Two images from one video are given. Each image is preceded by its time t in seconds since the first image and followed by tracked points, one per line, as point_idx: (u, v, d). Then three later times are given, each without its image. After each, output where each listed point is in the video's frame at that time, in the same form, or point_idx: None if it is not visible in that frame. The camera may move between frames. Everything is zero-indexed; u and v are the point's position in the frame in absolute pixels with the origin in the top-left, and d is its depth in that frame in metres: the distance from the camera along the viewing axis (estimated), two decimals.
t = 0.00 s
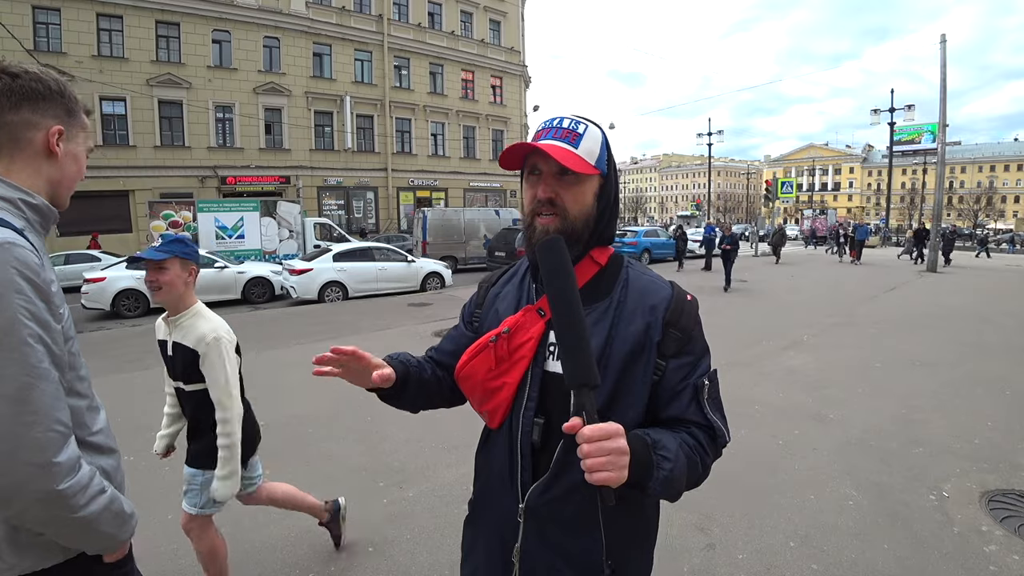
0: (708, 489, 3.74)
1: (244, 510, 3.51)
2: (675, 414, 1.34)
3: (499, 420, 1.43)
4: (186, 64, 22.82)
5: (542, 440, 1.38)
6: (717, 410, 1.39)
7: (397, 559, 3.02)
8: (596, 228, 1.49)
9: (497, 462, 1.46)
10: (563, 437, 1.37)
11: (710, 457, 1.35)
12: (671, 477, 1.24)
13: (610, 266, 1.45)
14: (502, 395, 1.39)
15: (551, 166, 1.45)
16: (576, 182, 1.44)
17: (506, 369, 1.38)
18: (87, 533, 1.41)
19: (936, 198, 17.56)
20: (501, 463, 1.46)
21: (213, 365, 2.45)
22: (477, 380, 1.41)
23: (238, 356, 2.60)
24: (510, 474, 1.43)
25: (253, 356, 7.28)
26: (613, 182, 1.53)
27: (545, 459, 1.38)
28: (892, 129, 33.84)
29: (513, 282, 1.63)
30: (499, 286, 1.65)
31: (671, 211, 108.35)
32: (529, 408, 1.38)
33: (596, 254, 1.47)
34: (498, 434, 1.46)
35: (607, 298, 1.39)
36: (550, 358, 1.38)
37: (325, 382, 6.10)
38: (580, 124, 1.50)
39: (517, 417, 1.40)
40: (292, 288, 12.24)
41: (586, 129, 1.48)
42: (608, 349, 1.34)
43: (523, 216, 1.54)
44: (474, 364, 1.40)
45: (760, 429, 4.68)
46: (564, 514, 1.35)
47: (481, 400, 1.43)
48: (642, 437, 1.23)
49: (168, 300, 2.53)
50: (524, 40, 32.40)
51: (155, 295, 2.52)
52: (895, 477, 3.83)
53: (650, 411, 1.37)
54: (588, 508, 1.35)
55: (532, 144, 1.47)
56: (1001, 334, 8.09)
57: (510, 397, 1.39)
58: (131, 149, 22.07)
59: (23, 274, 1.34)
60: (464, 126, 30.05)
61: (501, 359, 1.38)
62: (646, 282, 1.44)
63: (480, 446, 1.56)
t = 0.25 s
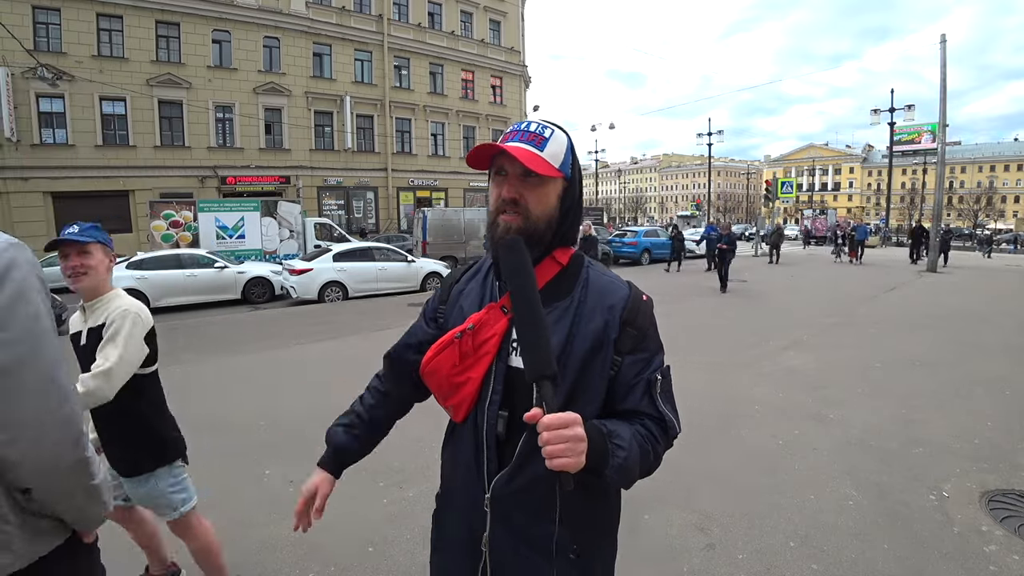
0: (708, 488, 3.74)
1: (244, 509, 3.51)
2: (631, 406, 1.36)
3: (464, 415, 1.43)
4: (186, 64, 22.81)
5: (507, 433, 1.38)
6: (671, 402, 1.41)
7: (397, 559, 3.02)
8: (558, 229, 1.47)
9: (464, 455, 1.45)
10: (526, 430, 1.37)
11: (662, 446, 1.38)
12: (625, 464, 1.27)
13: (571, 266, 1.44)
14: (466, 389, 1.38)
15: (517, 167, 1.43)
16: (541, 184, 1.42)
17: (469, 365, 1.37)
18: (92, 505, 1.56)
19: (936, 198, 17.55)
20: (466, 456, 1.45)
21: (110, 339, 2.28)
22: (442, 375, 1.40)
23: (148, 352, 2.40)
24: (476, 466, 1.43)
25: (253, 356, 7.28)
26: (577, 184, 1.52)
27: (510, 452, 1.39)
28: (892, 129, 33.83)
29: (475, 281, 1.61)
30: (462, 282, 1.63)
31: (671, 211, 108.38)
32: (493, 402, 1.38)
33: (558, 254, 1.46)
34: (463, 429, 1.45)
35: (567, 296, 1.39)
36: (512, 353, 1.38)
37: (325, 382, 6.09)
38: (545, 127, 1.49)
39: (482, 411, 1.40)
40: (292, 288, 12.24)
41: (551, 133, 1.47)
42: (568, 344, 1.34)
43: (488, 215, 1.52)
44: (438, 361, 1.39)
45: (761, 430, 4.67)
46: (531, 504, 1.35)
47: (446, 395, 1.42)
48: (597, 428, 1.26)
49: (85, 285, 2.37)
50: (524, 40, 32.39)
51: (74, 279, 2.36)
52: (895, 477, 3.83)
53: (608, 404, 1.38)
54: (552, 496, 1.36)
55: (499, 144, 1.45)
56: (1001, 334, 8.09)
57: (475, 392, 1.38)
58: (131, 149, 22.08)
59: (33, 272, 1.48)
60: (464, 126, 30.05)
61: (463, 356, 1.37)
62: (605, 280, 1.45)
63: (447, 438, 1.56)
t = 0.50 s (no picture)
0: (707, 488, 3.74)
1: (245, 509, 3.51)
2: (611, 396, 1.40)
3: (446, 421, 1.41)
4: (186, 64, 22.81)
5: (495, 432, 1.38)
6: (645, 390, 1.47)
7: (397, 559, 3.02)
8: (536, 232, 1.46)
9: (450, 460, 1.43)
10: (513, 427, 1.38)
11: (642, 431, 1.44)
12: (622, 451, 1.31)
13: (547, 263, 1.43)
14: (449, 394, 1.37)
15: (499, 169, 1.41)
16: (522, 188, 1.41)
17: (451, 369, 1.36)
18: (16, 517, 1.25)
19: (936, 198, 17.56)
20: (451, 460, 1.43)
21: (23, 367, 2.12)
22: (423, 381, 1.38)
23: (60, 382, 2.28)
24: (464, 468, 1.41)
25: (253, 356, 7.28)
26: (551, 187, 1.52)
27: (499, 452, 1.39)
28: (892, 129, 33.85)
29: (447, 283, 1.56)
30: (431, 284, 1.59)
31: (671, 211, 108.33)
32: (479, 403, 1.38)
33: (536, 253, 1.45)
34: (447, 434, 1.43)
35: (549, 294, 1.40)
36: (496, 353, 1.38)
37: (325, 382, 6.09)
38: (522, 129, 1.49)
39: (467, 413, 1.39)
40: (292, 288, 12.24)
41: (529, 135, 1.46)
42: (554, 341, 1.35)
43: (464, 216, 1.48)
44: (419, 367, 1.36)
45: (760, 430, 4.68)
46: (525, 501, 1.36)
47: (428, 400, 1.40)
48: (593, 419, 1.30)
49: None
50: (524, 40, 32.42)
51: None
52: (895, 477, 3.83)
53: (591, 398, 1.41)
54: (544, 489, 1.37)
55: (482, 145, 1.43)
56: (1000, 334, 8.10)
57: (459, 396, 1.38)
58: (131, 149, 22.07)
59: None
60: (464, 126, 30.08)
61: (444, 360, 1.35)
62: (581, 277, 1.46)
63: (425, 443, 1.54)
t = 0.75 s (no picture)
0: (707, 488, 3.74)
1: (245, 509, 3.51)
2: (610, 394, 1.40)
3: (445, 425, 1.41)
4: (186, 64, 22.82)
5: (495, 433, 1.38)
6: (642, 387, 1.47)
7: (397, 559, 3.02)
8: (532, 231, 1.46)
9: (451, 464, 1.42)
10: (513, 428, 1.39)
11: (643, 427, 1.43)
12: (624, 448, 1.31)
13: (541, 262, 1.42)
14: (448, 396, 1.36)
15: (497, 167, 1.41)
16: (520, 187, 1.41)
17: (449, 372, 1.36)
18: None
19: (936, 198, 17.56)
20: (452, 464, 1.42)
21: None
22: (421, 385, 1.37)
23: None
24: (465, 471, 1.41)
25: (253, 356, 7.28)
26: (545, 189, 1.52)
27: (500, 454, 1.38)
28: (891, 129, 33.86)
29: (441, 286, 1.54)
30: (424, 288, 1.58)
31: (671, 211, 108.28)
32: (479, 404, 1.38)
33: (532, 253, 1.43)
34: (446, 438, 1.43)
35: (546, 292, 1.39)
36: (494, 353, 1.39)
37: (325, 382, 6.09)
38: (517, 130, 1.49)
39: (466, 415, 1.40)
40: (292, 288, 12.25)
41: (525, 137, 1.47)
42: (552, 339, 1.34)
43: (459, 216, 1.45)
44: (417, 370, 1.36)
45: (761, 430, 4.67)
46: (527, 502, 1.35)
47: (426, 404, 1.39)
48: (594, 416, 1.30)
49: None
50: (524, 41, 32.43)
51: None
52: (895, 477, 3.83)
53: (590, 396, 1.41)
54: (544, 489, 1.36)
55: (478, 143, 1.42)
56: (1000, 334, 8.10)
57: (458, 399, 1.37)
58: (131, 149, 22.06)
59: None
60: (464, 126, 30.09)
61: (442, 362, 1.35)
62: (576, 275, 1.46)
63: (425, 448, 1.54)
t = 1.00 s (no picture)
0: (708, 488, 3.74)
1: (245, 509, 3.51)
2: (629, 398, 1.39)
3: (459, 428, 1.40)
4: (186, 64, 22.81)
5: (512, 438, 1.37)
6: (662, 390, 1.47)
7: (397, 559, 3.02)
8: (551, 231, 1.47)
9: (465, 468, 1.42)
10: (529, 433, 1.37)
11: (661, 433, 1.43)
12: (645, 455, 1.30)
13: (559, 262, 1.43)
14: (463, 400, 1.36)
15: (517, 164, 1.42)
16: (539, 186, 1.42)
17: (465, 374, 1.35)
18: None
19: (936, 198, 17.56)
20: (466, 468, 1.42)
21: None
22: (436, 388, 1.37)
23: None
24: (477, 476, 1.41)
25: (253, 356, 7.28)
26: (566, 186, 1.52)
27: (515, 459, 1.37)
28: (891, 129, 33.86)
29: (457, 284, 1.54)
30: (438, 287, 1.58)
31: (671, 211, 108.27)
32: (493, 408, 1.36)
33: (550, 253, 1.44)
34: (460, 441, 1.42)
35: (565, 292, 1.38)
36: (510, 356, 1.36)
37: (325, 382, 6.09)
38: (538, 126, 1.49)
39: (481, 419, 1.38)
40: (292, 288, 12.25)
41: (546, 133, 1.47)
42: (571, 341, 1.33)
43: (477, 213, 1.46)
44: (433, 372, 1.36)
45: (760, 430, 4.68)
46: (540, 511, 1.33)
47: (440, 407, 1.40)
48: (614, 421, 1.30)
49: None
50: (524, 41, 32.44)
51: None
52: (895, 477, 3.83)
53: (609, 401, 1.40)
54: (559, 497, 1.34)
55: (495, 139, 1.42)
56: (1001, 334, 8.10)
57: (473, 402, 1.37)
58: (131, 149, 22.06)
59: None
60: (464, 126, 30.09)
61: (457, 364, 1.35)
62: (594, 276, 1.45)
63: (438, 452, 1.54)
